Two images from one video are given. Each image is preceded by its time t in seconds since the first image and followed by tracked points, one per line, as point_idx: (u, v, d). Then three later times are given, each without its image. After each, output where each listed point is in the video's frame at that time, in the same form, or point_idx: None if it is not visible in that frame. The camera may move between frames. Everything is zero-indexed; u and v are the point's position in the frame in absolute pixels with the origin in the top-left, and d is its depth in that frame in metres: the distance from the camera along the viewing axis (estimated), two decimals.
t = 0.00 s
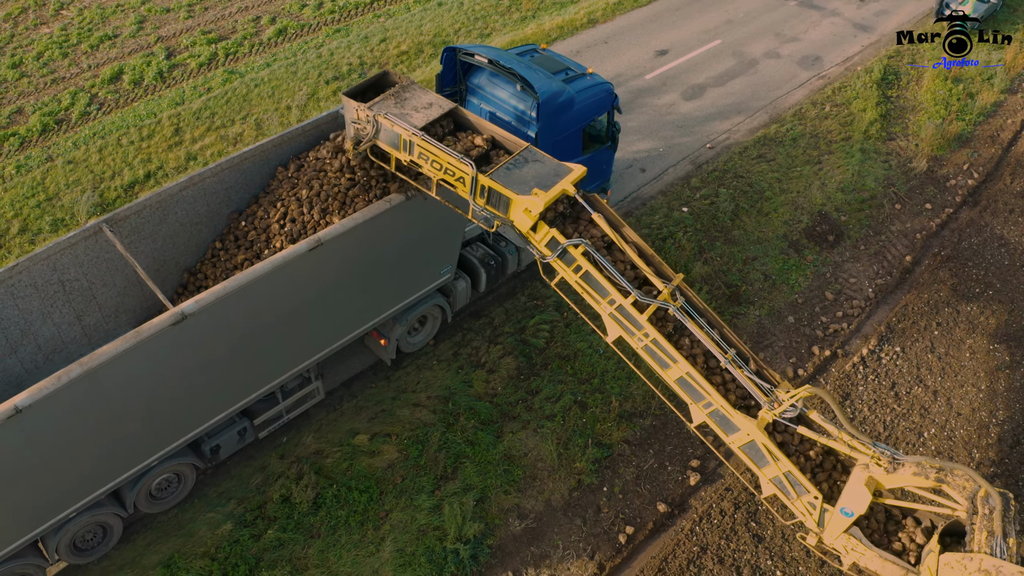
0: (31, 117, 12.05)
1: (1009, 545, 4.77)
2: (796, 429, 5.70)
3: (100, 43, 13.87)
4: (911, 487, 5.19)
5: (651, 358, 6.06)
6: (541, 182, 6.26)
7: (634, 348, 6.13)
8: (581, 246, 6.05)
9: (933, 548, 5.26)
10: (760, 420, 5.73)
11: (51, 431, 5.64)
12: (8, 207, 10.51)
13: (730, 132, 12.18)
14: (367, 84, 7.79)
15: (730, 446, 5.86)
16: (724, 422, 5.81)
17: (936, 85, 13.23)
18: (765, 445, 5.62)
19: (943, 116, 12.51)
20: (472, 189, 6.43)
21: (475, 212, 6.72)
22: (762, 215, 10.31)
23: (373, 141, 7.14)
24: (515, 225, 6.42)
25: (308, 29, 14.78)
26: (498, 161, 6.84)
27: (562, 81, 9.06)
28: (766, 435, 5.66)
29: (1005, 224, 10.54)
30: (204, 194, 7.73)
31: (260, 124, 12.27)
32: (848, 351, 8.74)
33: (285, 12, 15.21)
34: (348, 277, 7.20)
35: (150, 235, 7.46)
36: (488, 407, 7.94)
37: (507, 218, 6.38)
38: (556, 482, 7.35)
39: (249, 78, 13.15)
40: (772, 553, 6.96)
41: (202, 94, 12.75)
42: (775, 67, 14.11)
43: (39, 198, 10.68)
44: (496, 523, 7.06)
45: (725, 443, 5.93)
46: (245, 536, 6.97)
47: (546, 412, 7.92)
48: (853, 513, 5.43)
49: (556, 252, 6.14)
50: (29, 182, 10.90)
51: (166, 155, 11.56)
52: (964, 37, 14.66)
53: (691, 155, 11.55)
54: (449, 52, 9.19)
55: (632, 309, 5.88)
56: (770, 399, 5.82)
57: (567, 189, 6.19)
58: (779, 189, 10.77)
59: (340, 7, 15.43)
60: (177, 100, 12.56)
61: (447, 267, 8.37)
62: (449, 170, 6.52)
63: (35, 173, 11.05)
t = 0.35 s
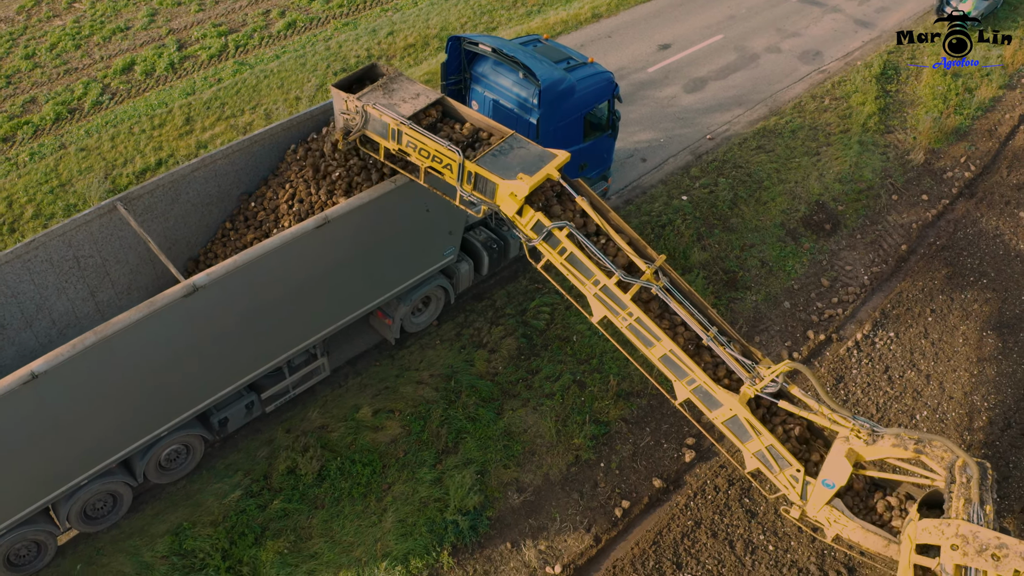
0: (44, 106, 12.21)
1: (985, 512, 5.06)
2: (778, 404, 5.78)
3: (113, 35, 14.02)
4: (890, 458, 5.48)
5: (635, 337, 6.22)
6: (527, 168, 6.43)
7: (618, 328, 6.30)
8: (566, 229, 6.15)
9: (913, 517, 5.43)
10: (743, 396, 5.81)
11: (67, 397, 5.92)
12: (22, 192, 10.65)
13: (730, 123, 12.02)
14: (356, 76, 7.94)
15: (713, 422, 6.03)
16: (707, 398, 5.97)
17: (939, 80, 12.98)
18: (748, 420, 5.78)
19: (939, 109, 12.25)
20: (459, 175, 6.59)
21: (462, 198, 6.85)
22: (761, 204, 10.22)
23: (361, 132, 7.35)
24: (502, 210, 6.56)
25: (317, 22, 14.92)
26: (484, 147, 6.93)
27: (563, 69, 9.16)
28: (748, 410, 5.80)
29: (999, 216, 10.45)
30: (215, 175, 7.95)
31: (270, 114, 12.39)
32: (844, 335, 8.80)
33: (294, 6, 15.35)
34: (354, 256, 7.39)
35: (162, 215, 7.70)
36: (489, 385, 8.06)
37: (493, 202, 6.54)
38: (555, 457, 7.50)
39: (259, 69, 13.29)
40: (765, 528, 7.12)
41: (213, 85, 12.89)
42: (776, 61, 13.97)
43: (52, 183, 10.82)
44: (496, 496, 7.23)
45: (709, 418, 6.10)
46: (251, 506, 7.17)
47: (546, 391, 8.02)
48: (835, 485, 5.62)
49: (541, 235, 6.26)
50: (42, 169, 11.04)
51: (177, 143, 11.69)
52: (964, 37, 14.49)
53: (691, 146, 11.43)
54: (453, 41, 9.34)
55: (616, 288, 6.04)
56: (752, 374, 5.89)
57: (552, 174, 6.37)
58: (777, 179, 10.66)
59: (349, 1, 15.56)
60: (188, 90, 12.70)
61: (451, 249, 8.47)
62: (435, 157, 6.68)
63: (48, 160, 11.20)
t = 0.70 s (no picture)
0: (59, 91, 12.34)
1: (957, 460, 5.44)
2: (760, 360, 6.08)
3: (127, 23, 14.21)
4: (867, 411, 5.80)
5: (623, 299, 6.43)
6: (519, 137, 6.66)
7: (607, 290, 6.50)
8: (556, 194, 6.37)
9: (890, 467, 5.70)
10: (726, 352, 6.07)
11: (87, 348, 6.24)
12: (40, 171, 10.80)
13: (727, 108, 11.41)
14: (355, 55, 8.12)
15: (698, 379, 6.26)
16: (692, 355, 6.20)
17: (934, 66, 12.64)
18: (731, 376, 6.03)
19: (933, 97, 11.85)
20: (454, 145, 6.81)
21: (458, 167, 7.06)
22: (756, 184, 10.14)
23: (361, 107, 7.57)
24: (496, 178, 6.78)
25: (326, 12, 15.08)
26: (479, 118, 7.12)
27: (564, 50, 9.21)
28: (732, 367, 6.05)
29: (989, 199, 10.47)
30: (230, 147, 8.21)
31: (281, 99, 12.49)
32: (834, 309, 8.93)
33: None
34: (362, 223, 7.64)
35: (179, 184, 8.00)
36: (490, 351, 8.30)
37: (487, 171, 6.75)
38: (552, 419, 7.77)
39: (270, 57, 13.44)
40: (755, 488, 7.37)
41: (225, 71, 13.05)
42: (775, 49, 13.04)
43: (69, 163, 10.96)
44: (495, 455, 7.51)
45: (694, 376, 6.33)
46: (261, 462, 7.48)
47: (546, 356, 8.27)
48: (815, 438, 5.89)
49: (532, 201, 6.47)
50: (58, 149, 11.18)
51: (189, 127, 11.82)
52: (963, 37, 13.36)
53: (688, 129, 11.03)
54: (458, 22, 9.44)
55: (604, 251, 6.24)
56: (734, 333, 6.16)
57: (542, 143, 6.58)
58: (772, 161, 10.48)
59: None
60: (201, 76, 12.85)
61: (454, 220, 8.67)
62: (432, 129, 6.91)
63: (64, 141, 11.35)
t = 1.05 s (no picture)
0: (82, 73, 12.13)
1: (925, 406, 5.84)
2: (741, 315, 6.48)
3: (146, 9, 13.88)
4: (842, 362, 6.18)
5: (613, 256, 6.80)
6: (518, 104, 7.05)
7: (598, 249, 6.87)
8: (551, 156, 6.78)
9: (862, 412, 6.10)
10: (710, 307, 6.50)
11: (112, 296, 6.69)
12: (62, 148, 10.75)
13: (725, 92, 11.67)
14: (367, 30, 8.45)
15: (683, 332, 6.66)
16: (678, 310, 6.60)
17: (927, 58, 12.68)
18: (714, 329, 6.43)
19: (927, 84, 12.11)
20: (457, 112, 7.18)
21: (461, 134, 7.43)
22: (750, 164, 10.46)
23: (371, 77, 7.96)
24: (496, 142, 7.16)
25: None
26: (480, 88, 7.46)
27: (566, 31, 9.31)
28: (715, 321, 6.45)
29: (979, 181, 10.76)
30: (247, 117, 8.57)
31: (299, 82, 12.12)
32: (823, 281, 9.24)
33: None
34: (372, 188, 8.00)
35: (199, 151, 8.38)
36: (491, 314, 8.66)
37: (488, 136, 7.13)
38: (549, 378, 8.13)
39: (285, 41, 13.15)
40: (741, 444, 7.72)
41: (241, 54, 12.69)
42: (774, 36, 13.13)
43: (90, 140, 10.89)
44: (494, 409, 7.89)
45: (680, 330, 6.73)
46: (272, 413, 7.89)
47: (544, 320, 8.63)
48: (793, 388, 6.29)
49: (529, 163, 6.85)
50: (80, 127, 11.10)
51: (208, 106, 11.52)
52: (963, 38, 13.24)
53: (686, 111, 11.29)
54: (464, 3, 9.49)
55: (596, 210, 6.61)
56: (719, 290, 6.56)
57: (540, 110, 6.96)
58: (767, 143, 10.77)
59: None
60: (216, 59, 12.51)
61: (459, 190, 9.00)
62: (437, 97, 7.27)
63: (85, 120, 11.23)
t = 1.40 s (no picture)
0: (95, 56, 12.54)
1: (880, 358, 6.08)
2: (709, 274, 6.75)
3: None
4: (804, 319, 6.43)
5: (589, 218, 7.13)
6: (502, 75, 7.40)
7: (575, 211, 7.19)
8: (531, 123, 7.12)
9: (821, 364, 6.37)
10: (680, 266, 6.79)
11: (118, 250, 7.15)
12: (76, 125, 11.17)
13: (715, 77, 11.98)
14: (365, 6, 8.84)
15: (655, 291, 6.98)
16: (650, 269, 6.91)
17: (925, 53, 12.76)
18: (683, 287, 6.74)
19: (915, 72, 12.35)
20: (445, 82, 7.55)
21: (449, 103, 7.80)
22: (736, 144, 10.76)
23: (367, 51, 8.39)
24: (481, 111, 7.51)
25: None
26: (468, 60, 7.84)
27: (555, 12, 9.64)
28: (685, 280, 6.76)
29: (962, 164, 11.01)
30: (250, 91, 9.00)
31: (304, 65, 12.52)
32: (802, 256, 9.52)
33: None
34: (366, 157, 8.39)
35: (203, 122, 8.82)
36: (479, 281, 9.01)
37: (473, 105, 7.49)
38: (532, 340, 8.48)
39: (292, 26, 13.53)
40: (715, 405, 8.03)
41: (249, 39, 13.16)
42: (765, 24, 13.41)
43: (102, 118, 11.31)
44: (478, 368, 8.25)
45: (652, 288, 7.05)
46: (268, 368, 8.30)
47: (530, 287, 8.97)
48: (757, 343, 6.53)
49: (511, 130, 7.21)
50: (92, 107, 11.52)
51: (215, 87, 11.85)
52: (964, 37, 13.22)
53: (676, 94, 11.61)
54: None
55: (572, 173, 6.93)
56: (688, 250, 6.82)
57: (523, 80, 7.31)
58: (753, 125, 11.07)
59: None
60: (226, 43, 12.99)
61: (450, 162, 9.37)
62: (427, 68, 7.66)
63: (97, 100, 11.65)
